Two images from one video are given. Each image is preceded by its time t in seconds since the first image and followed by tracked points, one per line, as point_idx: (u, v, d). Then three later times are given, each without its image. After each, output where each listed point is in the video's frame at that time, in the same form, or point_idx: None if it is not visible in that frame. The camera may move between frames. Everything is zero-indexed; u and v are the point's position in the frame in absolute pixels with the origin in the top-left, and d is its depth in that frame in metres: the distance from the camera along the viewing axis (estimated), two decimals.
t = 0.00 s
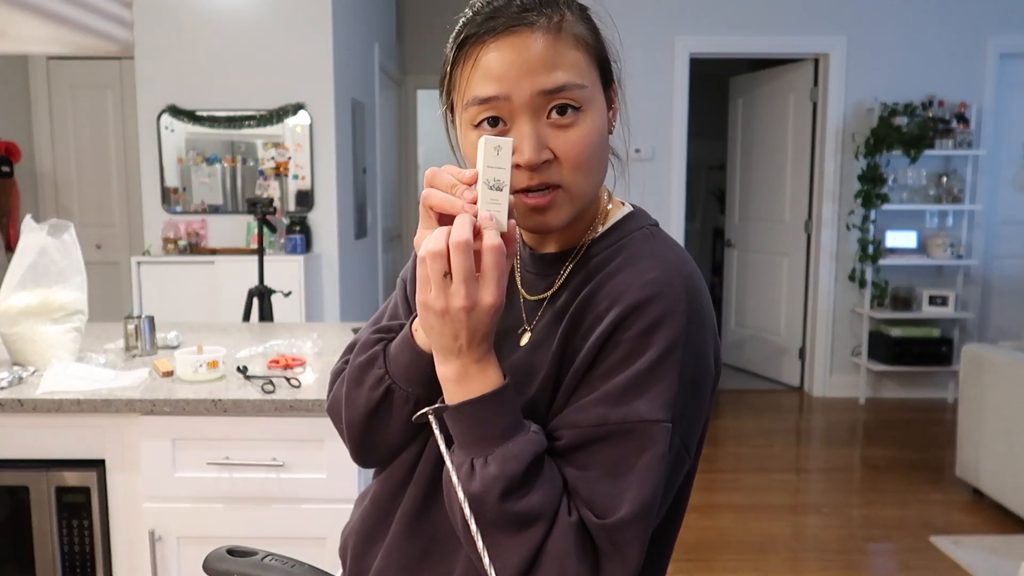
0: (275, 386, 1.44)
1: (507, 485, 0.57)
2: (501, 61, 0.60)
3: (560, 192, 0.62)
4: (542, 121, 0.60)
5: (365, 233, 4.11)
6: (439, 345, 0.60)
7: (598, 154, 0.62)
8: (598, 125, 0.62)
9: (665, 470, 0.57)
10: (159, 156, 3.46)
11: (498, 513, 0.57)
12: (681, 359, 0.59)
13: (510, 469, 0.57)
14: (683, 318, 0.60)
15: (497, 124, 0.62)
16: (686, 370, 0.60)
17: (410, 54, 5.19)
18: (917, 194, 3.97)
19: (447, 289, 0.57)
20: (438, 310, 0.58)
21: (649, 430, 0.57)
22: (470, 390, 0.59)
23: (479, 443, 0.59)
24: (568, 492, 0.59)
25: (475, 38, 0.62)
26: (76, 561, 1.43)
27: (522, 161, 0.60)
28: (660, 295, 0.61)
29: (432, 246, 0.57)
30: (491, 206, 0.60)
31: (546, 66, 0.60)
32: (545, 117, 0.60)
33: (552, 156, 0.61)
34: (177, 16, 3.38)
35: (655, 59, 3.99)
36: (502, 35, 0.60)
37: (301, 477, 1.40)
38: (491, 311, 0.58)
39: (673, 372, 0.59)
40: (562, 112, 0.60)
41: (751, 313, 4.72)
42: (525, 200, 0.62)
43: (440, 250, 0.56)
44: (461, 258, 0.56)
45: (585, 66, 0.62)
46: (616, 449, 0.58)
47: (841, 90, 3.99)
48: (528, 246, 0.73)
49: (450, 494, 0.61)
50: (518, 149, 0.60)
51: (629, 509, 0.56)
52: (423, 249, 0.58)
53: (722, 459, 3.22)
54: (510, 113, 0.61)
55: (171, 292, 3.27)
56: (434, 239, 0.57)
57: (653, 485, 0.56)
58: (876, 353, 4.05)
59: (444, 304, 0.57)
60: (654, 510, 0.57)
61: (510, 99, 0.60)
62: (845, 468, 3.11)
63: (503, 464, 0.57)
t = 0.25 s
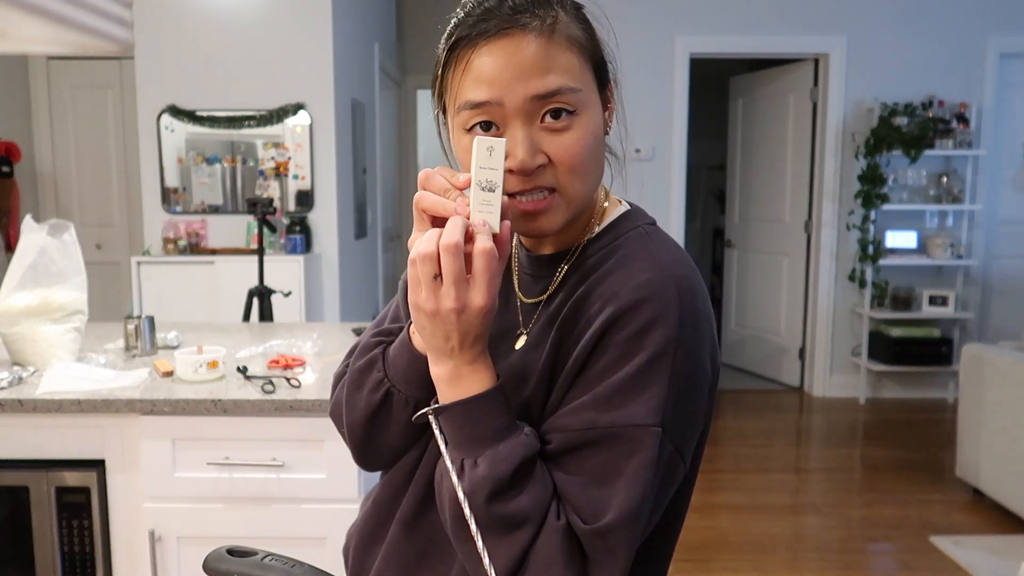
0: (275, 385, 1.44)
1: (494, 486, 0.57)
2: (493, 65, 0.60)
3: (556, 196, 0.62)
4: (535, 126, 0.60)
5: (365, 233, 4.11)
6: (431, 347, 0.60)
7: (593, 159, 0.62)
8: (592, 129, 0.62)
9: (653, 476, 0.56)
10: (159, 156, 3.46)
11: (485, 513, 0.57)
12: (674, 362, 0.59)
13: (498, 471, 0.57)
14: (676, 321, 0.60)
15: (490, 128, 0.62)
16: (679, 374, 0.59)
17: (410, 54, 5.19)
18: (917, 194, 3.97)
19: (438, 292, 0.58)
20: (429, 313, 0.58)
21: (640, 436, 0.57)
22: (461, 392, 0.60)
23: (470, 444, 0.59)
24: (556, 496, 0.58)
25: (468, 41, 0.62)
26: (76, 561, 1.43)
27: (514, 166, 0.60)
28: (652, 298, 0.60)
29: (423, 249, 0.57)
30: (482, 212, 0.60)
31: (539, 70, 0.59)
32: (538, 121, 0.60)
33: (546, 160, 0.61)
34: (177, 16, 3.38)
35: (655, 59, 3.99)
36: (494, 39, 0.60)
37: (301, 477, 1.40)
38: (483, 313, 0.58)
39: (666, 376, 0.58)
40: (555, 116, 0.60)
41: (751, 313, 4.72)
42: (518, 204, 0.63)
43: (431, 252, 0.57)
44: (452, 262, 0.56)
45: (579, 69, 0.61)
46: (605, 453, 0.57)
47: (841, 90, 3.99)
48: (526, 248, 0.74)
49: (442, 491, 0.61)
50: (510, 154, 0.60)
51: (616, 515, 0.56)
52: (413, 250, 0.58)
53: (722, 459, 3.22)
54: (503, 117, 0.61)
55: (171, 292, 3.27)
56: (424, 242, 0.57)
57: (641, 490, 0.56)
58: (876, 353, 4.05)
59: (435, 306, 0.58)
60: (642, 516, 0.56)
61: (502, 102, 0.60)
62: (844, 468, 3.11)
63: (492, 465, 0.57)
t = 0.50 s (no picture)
0: (275, 385, 1.44)
1: (490, 485, 0.57)
2: (482, 64, 0.60)
3: (547, 196, 0.63)
4: (525, 124, 0.61)
5: (365, 233, 4.11)
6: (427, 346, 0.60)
7: (584, 157, 0.63)
8: (582, 127, 0.62)
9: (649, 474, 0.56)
10: (159, 156, 3.46)
11: (480, 513, 0.57)
12: (666, 359, 0.59)
13: (493, 469, 0.57)
14: (669, 317, 0.60)
15: (480, 127, 0.62)
16: (673, 370, 0.59)
17: (410, 54, 5.19)
18: (917, 194, 3.98)
19: (435, 290, 0.57)
20: (424, 311, 0.58)
21: (634, 433, 0.57)
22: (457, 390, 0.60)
23: (465, 444, 0.59)
24: (551, 495, 0.58)
25: (456, 40, 0.62)
26: (76, 561, 1.43)
27: (507, 165, 0.60)
28: (644, 295, 0.60)
29: (419, 249, 0.57)
30: (476, 212, 0.60)
31: (529, 70, 0.60)
32: (528, 120, 0.61)
33: (537, 159, 0.61)
34: (177, 16, 3.38)
35: (655, 59, 3.99)
36: (483, 38, 0.60)
37: (301, 477, 1.41)
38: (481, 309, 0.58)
39: (658, 372, 0.58)
40: (545, 114, 0.61)
41: (751, 313, 4.72)
42: (510, 203, 0.63)
43: (428, 251, 0.56)
44: (449, 260, 0.56)
45: (569, 67, 0.62)
46: (599, 451, 0.57)
47: (841, 90, 3.99)
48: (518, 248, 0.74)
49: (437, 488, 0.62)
50: (503, 153, 0.60)
51: (611, 513, 0.56)
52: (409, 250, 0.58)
53: (722, 459, 3.23)
54: (493, 116, 0.61)
55: (171, 292, 3.27)
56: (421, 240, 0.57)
57: (637, 488, 0.56)
58: (876, 353, 4.05)
59: (432, 305, 0.58)
60: (637, 513, 0.56)
61: (492, 102, 0.60)
62: (844, 468, 3.11)
63: (487, 464, 0.57)
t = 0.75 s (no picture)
0: (275, 385, 1.44)
1: (531, 514, 0.55)
2: (459, 54, 0.60)
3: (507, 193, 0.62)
4: (493, 118, 0.60)
5: (365, 233, 4.11)
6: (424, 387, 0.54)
7: (552, 157, 0.61)
8: (555, 126, 0.61)
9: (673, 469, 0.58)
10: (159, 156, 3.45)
11: (523, 545, 0.55)
12: (678, 352, 0.61)
13: (525, 492, 0.55)
14: (678, 312, 0.62)
15: (452, 118, 0.62)
16: (683, 364, 0.61)
17: (410, 54, 5.19)
18: (917, 194, 3.98)
19: (412, 327, 0.51)
20: (411, 353, 0.51)
21: (658, 430, 0.58)
22: (466, 418, 0.55)
23: (486, 475, 0.56)
24: (577, 503, 0.59)
25: (443, 25, 0.62)
26: (76, 561, 1.43)
27: (471, 157, 0.61)
28: (652, 292, 0.61)
29: (383, 293, 0.50)
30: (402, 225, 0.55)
31: (502, 63, 0.59)
32: (497, 115, 0.60)
33: (497, 154, 0.60)
34: (177, 16, 3.38)
35: (655, 58, 3.99)
36: (471, 27, 0.60)
37: (301, 477, 1.40)
38: (461, 320, 0.52)
39: (669, 368, 0.60)
40: (515, 111, 0.60)
41: (751, 313, 4.72)
42: (472, 196, 0.63)
43: (391, 291, 0.50)
44: (419, 286, 0.50)
45: (548, 64, 0.61)
46: (620, 451, 0.59)
47: (841, 90, 3.99)
48: (509, 240, 0.72)
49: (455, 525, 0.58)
50: (467, 144, 0.61)
51: (643, 515, 0.57)
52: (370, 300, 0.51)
53: (722, 458, 3.23)
54: (463, 107, 0.61)
55: (171, 292, 3.27)
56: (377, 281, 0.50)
57: (666, 486, 0.57)
58: (876, 353, 4.05)
59: (418, 342, 0.51)
60: (666, 509, 0.58)
61: (463, 93, 0.60)
62: (844, 468, 3.11)
63: (521, 490, 0.55)
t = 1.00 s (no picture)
0: (275, 385, 1.43)
1: (522, 514, 0.55)
2: (455, 49, 0.60)
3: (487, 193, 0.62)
4: (481, 116, 0.60)
5: (365, 233, 4.11)
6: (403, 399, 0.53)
7: (536, 160, 0.61)
8: (543, 129, 0.61)
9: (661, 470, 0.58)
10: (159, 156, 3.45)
11: (515, 550, 0.55)
12: (672, 355, 0.61)
13: (514, 491, 0.55)
14: (674, 314, 0.62)
15: (443, 113, 0.62)
16: (678, 367, 0.61)
17: (410, 54, 5.19)
18: (917, 193, 3.98)
19: (370, 343, 0.50)
20: (380, 366, 0.51)
21: (648, 432, 0.58)
22: (455, 419, 0.55)
23: (473, 477, 0.55)
24: (563, 504, 0.58)
25: (447, 16, 0.62)
26: (76, 561, 1.43)
27: (456, 154, 0.61)
28: (649, 294, 0.62)
29: (331, 323, 0.50)
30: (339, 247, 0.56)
31: (494, 63, 0.59)
32: (484, 114, 0.60)
33: (480, 154, 0.61)
34: (177, 16, 3.38)
35: (655, 58, 3.99)
36: (473, 22, 0.60)
37: (301, 477, 1.40)
38: (410, 325, 0.52)
39: (664, 371, 0.60)
40: (502, 112, 0.60)
41: (751, 313, 4.72)
42: (458, 192, 0.63)
43: (338, 316, 0.50)
44: (361, 300, 0.50)
45: (541, 68, 0.60)
46: (609, 451, 0.59)
47: (841, 90, 3.99)
48: (510, 239, 0.73)
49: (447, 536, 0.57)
50: (453, 140, 0.61)
51: (626, 515, 0.57)
52: (320, 332, 0.51)
53: (722, 458, 3.23)
54: (452, 104, 0.61)
55: (171, 292, 3.27)
56: (321, 316, 0.50)
57: (652, 487, 0.57)
58: (876, 353, 4.05)
59: (381, 355, 0.51)
60: (651, 512, 0.58)
61: (451, 89, 0.61)
62: (844, 468, 3.11)
63: (510, 489, 0.55)
